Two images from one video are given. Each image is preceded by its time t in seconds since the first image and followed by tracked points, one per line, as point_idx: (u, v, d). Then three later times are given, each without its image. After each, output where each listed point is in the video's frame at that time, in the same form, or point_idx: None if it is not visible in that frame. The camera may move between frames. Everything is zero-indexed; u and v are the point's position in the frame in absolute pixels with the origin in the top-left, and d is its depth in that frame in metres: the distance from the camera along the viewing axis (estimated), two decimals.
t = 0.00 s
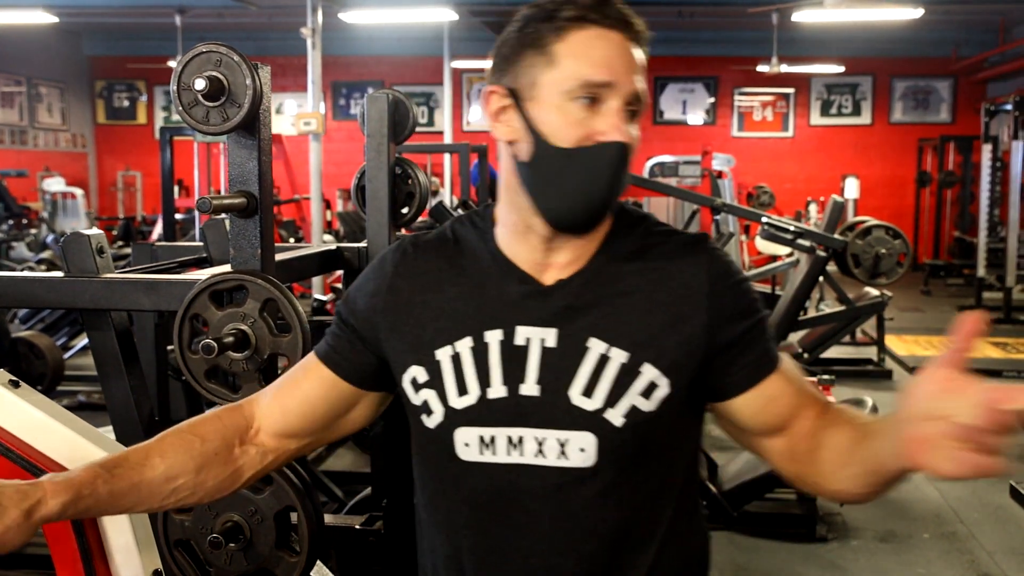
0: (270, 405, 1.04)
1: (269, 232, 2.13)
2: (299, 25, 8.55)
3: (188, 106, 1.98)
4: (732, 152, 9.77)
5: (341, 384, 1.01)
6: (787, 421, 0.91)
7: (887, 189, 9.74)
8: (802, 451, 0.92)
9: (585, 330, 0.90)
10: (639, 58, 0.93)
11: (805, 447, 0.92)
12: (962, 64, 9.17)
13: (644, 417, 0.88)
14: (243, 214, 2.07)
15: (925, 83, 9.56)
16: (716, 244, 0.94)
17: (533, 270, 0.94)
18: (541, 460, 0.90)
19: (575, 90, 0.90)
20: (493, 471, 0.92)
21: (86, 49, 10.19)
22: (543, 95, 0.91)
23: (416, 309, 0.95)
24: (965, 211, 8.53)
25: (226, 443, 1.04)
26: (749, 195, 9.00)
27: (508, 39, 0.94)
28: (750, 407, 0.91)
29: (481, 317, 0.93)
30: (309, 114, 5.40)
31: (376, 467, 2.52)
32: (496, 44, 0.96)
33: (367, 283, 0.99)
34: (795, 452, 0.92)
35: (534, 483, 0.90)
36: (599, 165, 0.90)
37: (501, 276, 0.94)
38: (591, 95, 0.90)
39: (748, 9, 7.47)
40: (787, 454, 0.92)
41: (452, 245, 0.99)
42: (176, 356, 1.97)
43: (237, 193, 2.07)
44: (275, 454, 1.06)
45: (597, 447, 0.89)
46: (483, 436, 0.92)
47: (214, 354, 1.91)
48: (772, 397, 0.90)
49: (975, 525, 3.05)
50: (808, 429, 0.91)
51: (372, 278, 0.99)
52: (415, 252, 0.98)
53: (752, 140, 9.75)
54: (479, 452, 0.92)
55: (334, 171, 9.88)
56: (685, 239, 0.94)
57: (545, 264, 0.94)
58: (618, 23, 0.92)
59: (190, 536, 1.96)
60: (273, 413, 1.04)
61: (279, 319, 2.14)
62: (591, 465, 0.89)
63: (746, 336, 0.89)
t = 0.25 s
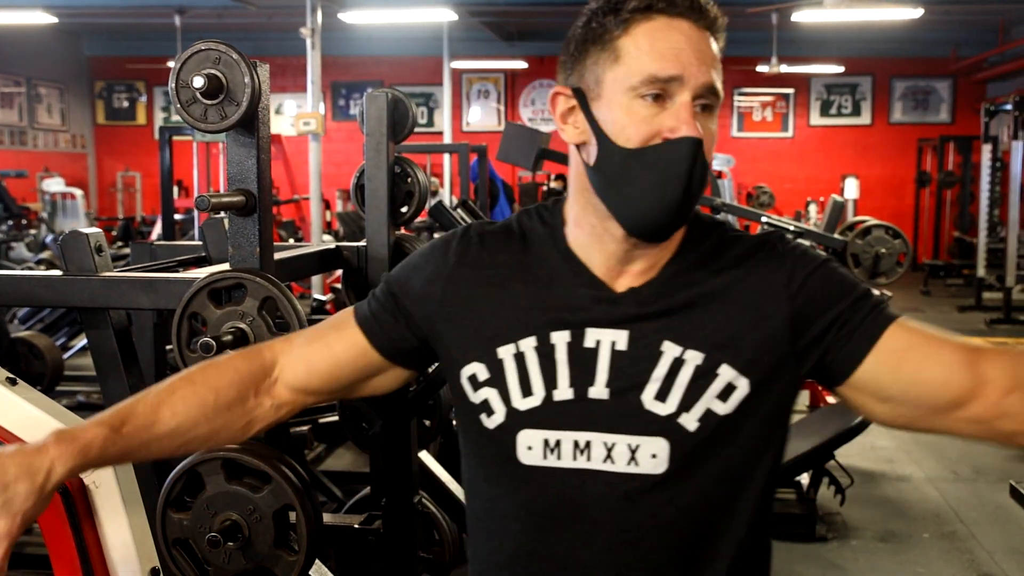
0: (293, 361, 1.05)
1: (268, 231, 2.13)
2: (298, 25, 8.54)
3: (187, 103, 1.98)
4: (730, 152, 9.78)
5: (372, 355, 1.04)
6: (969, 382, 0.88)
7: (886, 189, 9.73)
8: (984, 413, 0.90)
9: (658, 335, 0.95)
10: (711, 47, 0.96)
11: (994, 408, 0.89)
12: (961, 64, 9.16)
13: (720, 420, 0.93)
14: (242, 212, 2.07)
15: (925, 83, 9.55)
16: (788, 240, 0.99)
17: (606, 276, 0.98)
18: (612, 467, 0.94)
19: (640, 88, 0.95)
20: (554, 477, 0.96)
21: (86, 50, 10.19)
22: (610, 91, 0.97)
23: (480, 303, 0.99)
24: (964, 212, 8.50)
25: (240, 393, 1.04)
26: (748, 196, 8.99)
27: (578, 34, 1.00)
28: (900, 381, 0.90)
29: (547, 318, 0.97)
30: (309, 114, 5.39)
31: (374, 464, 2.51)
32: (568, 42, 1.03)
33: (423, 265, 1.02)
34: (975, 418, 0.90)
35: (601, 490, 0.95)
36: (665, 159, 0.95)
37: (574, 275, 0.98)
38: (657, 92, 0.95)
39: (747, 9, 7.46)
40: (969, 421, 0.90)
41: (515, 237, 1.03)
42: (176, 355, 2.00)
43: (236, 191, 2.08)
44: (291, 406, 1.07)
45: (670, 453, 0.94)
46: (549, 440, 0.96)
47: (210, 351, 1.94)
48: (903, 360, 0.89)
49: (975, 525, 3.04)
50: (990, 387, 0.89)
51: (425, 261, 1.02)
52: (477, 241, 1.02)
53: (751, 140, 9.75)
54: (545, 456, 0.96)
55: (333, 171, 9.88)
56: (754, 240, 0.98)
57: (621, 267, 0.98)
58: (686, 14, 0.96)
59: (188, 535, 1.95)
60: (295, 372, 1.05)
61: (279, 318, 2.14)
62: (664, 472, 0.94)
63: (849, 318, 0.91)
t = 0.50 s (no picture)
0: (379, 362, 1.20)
1: (268, 232, 2.17)
2: (296, 27, 8.57)
3: (187, 104, 2.02)
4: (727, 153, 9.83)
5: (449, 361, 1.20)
6: None
7: (881, 190, 9.78)
8: None
9: (688, 333, 1.00)
10: (702, 35, 1.03)
11: None
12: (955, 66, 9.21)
13: (750, 418, 0.98)
14: (242, 212, 2.10)
15: (919, 85, 9.59)
16: (835, 236, 1.04)
17: (645, 272, 1.06)
18: (639, 465, 1.00)
19: (630, 79, 1.06)
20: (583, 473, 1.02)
21: (86, 51, 10.21)
22: (611, 87, 1.09)
23: (519, 296, 1.08)
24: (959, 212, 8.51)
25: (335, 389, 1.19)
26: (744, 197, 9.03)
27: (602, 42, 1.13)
28: (956, 357, 0.92)
29: (582, 313, 1.05)
30: (307, 115, 5.42)
31: (373, 463, 2.55)
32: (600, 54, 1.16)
33: (474, 263, 1.14)
34: None
35: (629, 488, 1.00)
36: (651, 143, 1.03)
37: (612, 270, 1.07)
38: (645, 81, 1.05)
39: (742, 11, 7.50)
40: None
41: (561, 236, 1.13)
42: (176, 355, 2.05)
43: (236, 191, 2.11)
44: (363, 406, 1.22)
45: (697, 451, 0.98)
46: (576, 436, 1.02)
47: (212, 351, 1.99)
48: (952, 340, 0.92)
49: (967, 521, 3.08)
50: None
51: (476, 260, 1.14)
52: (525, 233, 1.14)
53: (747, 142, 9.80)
54: (573, 453, 1.02)
55: (332, 172, 9.90)
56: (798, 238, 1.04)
57: (660, 265, 1.06)
58: (677, 7, 1.05)
59: (188, 532, 2.03)
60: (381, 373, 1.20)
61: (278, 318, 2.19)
62: (691, 471, 0.99)
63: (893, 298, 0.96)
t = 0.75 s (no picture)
0: (330, 350, 1.13)
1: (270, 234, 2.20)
2: (295, 27, 8.57)
3: (190, 107, 2.07)
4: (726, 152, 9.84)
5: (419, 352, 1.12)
6: None
7: (879, 189, 9.79)
8: None
9: (697, 330, 0.99)
10: (703, 64, 0.99)
11: None
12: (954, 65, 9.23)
13: (764, 411, 0.98)
14: (244, 214, 2.14)
15: (917, 84, 9.60)
16: (835, 228, 1.03)
17: (649, 280, 1.05)
18: (659, 462, 0.99)
19: (631, 105, 1.02)
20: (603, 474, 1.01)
21: (85, 51, 10.20)
22: (611, 109, 1.05)
23: (523, 306, 1.07)
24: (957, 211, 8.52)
25: (271, 376, 1.11)
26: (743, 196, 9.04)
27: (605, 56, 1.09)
28: (962, 343, 0.92)
29: (591, 319, 1.03)
30: (307, 115, 5.42)
31: (374, 462, 2.56)
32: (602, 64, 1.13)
33: (476, 272, 1.10)
34: None
35: (649, 485, 1.00)
36: (645, 180, 1.02)
37: (617, 278, 1.05)
38: (645, 109, 1.02)
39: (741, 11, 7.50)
40: None
41: (564, 247, 1.10)
42: (177, 355, 2.04)
43: (238, 193, 2.14)
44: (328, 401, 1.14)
45: (714, 445, 0.98)
46: (594, 438, 1.01)
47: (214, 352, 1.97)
48: (957, 327, 0.92)
49: (966, 521, 3.09)
50: None
51: (476, 270, 1.11)
52: (529, 247, 1.11)
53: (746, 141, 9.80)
54: (592, 455, 1.02)
55: (331, 171, 9.90)
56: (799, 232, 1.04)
57: (662, 273, 1.05)
58: (678, 32, 1.00)
59: (190, 531, 2.05)
60: (331, 359, 1.12)
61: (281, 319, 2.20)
62: (710, 465, 0.98)
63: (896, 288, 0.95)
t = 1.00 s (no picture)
0: (299, 376, 1.04)
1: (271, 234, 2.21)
2: (295, 26, 8.58)
3: (190, 108, 2.09)
4: (725, 152, 9.84)
5: (397, 373, 1.05)
6: (992, 369, 0.89)
7: (878, 189, 9.80)
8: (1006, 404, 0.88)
9: (684, 335, 0.97)
10: (636, 69, 0.99)
11: None
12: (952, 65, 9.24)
13: (757, 413, 0.95)
14: (244, 214, 2.15)
15: (916, 84, 9.62)
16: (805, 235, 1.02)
17: (622, 288, 1.03)
18: (656, 469, 0.96)
19: (573, 117, 1.01)
20: (601, 486, 0.97)
21: (85, 50, 10.20)
22: (555, 122, 1.05)
23: (506, 324, 1.03)
24: (955, 211, 8.54)
25: (235, 407, 1.03)
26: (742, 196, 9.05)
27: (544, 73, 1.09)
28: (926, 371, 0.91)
29: (578, 333, 1.00)
30: (306, 115, 5.42)
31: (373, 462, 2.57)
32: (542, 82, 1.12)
33: (459, 295, 1.06)
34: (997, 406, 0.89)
35: (648, 491, 0.96)
36: (600, 188, 1.01)
37: (596, 289, 1.03)
38: (587, 119, 1.01)
39: (740, 11, 7.51)
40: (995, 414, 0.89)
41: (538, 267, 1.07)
42: (178, 355, 2.06)
43: (238, 194, 2.15)
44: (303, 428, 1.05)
45: (711, 450, 0.95)
46: (591, 449, 0.98)
47: (214, 351, 2.01)
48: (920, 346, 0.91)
49: (964, 520, 3.10)
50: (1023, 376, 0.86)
51: (456, 292, 1.06)
52: (506, 269, 1.07)
53: (746, 141, 9.81)
54: (590, 466, 0.98)
55: (331, 171, 9.91)
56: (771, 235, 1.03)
57: (633, 283, 1.03)
58: (607, 42, 0.99)
59: (190, 530, 2.07)
60: (300, 385, 1.04)
61: (280, 318, 2.21)
62: (707, 470, 0.95)
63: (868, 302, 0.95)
